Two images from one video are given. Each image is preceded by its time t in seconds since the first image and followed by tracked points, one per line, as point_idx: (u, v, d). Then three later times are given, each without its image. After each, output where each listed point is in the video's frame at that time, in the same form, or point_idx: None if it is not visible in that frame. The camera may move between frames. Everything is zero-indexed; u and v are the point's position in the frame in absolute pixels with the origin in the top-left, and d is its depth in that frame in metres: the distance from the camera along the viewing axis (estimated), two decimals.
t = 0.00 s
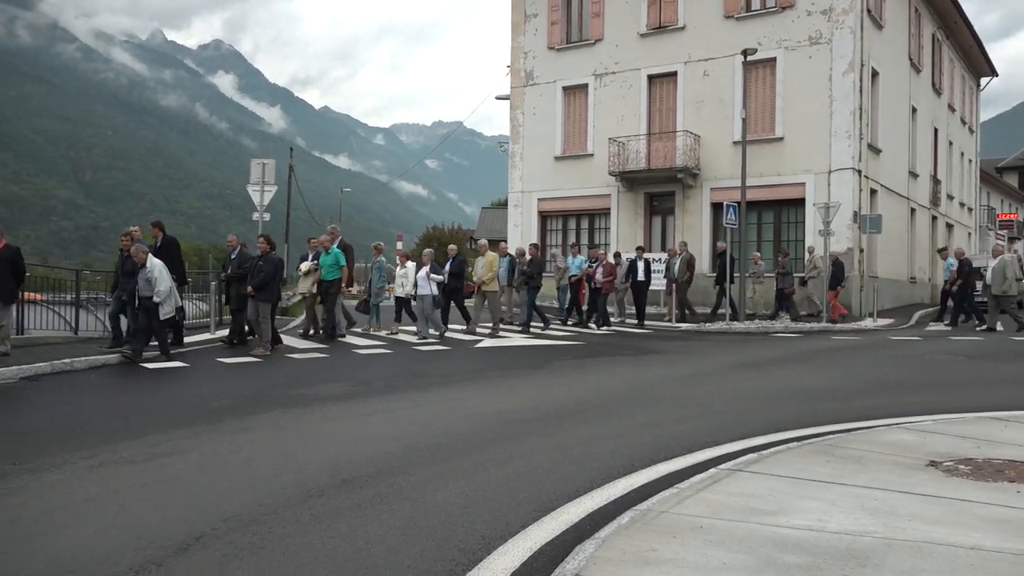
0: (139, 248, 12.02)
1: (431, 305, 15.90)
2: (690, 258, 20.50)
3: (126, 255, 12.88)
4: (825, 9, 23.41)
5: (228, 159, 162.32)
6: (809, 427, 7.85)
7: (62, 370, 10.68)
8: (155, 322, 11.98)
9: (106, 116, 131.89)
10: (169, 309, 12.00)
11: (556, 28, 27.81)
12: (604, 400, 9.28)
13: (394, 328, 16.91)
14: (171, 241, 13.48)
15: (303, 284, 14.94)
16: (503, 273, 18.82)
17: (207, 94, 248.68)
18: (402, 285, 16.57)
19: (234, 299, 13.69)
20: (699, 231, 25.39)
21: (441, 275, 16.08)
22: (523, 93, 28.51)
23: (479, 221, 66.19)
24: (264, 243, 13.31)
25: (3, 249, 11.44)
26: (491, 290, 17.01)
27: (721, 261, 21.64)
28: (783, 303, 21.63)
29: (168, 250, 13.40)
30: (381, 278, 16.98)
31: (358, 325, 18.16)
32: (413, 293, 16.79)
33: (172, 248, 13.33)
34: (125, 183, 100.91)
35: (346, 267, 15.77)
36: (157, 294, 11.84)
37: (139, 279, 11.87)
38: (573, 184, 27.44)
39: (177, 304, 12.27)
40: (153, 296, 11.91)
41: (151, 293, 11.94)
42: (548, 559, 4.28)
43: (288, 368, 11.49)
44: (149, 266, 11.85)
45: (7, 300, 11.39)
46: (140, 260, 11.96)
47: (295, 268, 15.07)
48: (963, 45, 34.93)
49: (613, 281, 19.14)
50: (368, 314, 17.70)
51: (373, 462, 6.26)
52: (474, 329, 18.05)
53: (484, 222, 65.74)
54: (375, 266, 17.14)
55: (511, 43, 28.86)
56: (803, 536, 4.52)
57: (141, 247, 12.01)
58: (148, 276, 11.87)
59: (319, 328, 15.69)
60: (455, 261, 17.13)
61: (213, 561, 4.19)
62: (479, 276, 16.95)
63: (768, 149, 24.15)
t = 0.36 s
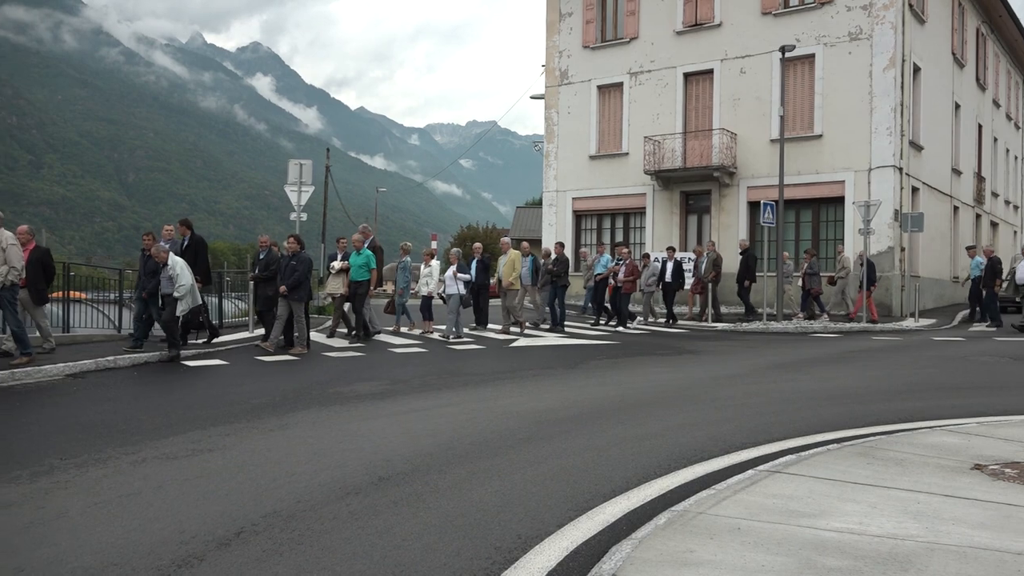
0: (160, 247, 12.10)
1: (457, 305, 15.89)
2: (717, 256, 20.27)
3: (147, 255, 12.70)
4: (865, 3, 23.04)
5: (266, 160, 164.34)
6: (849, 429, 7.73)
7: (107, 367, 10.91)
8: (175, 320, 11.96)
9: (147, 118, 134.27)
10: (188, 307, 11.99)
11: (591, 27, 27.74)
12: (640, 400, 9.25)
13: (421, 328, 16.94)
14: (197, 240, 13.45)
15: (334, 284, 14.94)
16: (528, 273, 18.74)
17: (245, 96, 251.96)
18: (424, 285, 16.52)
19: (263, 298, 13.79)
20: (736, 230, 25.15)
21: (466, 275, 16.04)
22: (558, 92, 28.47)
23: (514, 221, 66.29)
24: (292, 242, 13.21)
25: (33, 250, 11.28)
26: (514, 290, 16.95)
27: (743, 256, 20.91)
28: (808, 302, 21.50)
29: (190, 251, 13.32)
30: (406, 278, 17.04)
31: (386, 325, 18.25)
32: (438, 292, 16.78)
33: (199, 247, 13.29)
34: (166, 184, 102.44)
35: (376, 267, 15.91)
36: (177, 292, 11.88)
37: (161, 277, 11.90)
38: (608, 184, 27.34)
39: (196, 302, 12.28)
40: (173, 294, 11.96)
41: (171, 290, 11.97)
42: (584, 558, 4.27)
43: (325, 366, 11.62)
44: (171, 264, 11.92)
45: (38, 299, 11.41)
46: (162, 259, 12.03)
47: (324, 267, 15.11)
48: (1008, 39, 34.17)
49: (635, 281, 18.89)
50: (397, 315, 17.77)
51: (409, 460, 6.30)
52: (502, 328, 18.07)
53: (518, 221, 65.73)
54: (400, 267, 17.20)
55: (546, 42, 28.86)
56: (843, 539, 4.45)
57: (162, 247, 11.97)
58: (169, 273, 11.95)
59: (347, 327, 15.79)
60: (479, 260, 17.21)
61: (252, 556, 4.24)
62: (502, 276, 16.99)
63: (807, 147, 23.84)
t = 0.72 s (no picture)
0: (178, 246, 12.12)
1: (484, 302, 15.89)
2: (743, 255, 19.94)
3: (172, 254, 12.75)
4: None
5: (304, 159, 165.98)
6: (891, 429, 7.60)
7: (151, 363, 11.09)
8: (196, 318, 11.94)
9: (187, 118, 136.30)
10: (209, 305, 11.90)
11: (627, 23, 27.57)
12: (678, 397, 9.19)
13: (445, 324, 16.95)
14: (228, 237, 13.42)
15: (364, 280, 15.19)
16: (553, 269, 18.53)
17: (283, 95, 254.70)
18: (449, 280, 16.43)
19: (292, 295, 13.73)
20: (774, 227, 24.86)
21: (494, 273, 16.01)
22: (594, 89, 28.36)
23: (550, 218, 66.20)
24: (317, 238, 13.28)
25: (60, 246, 11.26)
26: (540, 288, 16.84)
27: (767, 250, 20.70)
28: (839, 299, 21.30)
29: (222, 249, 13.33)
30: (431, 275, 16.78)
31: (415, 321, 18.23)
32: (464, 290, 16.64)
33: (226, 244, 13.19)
34: (206, 182, 103.85)
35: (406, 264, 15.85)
36: (195, 290, 11.79)
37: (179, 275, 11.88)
38: (644, 180, 27.19)
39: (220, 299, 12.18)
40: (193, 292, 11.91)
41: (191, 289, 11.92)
42: (621, 556, 4.25)
43: (362, 363, 11.72)
44: (187, 262, 11.85)
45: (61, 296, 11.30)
46: (179, 258, 12.04)
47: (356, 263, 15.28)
48: None
49: (661, 278, 19.00)
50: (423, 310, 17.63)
51: (446, 456, 6.32)
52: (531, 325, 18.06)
53: (554, 217, 65.58)
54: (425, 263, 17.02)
55: (581, 38, 28.74)
56: (886, 540, 4.38)
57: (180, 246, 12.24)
58: (186, 272, 11.91)
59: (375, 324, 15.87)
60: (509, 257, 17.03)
61: (292, 550, 4.29)
62: (528, 275, 17.01)
63: (847, 141, 23.48)
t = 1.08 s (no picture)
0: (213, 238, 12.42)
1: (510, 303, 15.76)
2: (774, 255, 19.63)
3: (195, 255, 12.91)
4: None
5: (341, 161, 167.36)
6: (935, 433, 7.45)
7: (192, 362, 11.24)
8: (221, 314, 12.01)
9: (227, 121, 138.12)
10: (231, 299, 12.00)
11: (663, 22, 27.40)
12: (716, 399, 9.11)
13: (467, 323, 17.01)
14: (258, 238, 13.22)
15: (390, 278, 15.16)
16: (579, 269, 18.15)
17: (320, 98, 257.07)
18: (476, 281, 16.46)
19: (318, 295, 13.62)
20: (813, 227, 24.52)
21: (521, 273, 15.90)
22: (630, 88, 28.21)
23: (585, 218, 66.00)
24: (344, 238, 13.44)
25: (90, 246, 11.39)
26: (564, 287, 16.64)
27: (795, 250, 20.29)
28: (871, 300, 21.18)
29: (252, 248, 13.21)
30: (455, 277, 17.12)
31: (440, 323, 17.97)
32: (490, 289, 16.65)
33: (255, 245, 13.07)
34: (246, 183, 105.15)
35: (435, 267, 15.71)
36: (216, 287, 11.87)
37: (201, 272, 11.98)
38: (680, 180, 27.01)
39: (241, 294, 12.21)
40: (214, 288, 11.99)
41: (213, 285, 12.01)
42: (660, 560, 4.21)
43: (398, 363, 11.77)
44: (206, 259, 11.92)
45: (94, 296, 11.40)
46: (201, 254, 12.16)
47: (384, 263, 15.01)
48: None
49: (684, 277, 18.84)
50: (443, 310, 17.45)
51: (482, 456, 6.33)
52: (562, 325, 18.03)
53: (590, 218, 65.35)
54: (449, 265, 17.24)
55: (617, 38, 28.61)
56: (931, 546, 4.30)
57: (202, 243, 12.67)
58: (206, 269, 11.98)
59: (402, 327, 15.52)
60: (543, 257, 16.84)
61: (331, 548, 4.32)
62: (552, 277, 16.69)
63: (888, 140, 23.10)
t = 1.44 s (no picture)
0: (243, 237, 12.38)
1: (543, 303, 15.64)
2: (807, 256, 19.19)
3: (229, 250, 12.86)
4: None
5: (383, 162, 168.66)
6: (990, 437, 7.25)
7: (239, 361, 11.43)
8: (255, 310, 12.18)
9: (272, 123, 139.99)
10: (267, 297, 12.17)
11: (705, 20, 27.17)
12: (762, 401, 9.00)
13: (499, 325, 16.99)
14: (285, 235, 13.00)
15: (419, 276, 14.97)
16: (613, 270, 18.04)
17: (363, 100, 259.28)
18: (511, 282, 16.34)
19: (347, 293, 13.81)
20: (860, 226, 24.11)
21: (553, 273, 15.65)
22: (672, 88, 28.02)
23: (627, 218, 65.63)
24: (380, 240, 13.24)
25: (128, 247, 11.51)
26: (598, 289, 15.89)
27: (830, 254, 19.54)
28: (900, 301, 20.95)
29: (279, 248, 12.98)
30: (485, 277, 16.25)
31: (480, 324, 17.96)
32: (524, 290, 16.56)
33: (283, 245, 12.86)
34: (290, 184, 106.57)
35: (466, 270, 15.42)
36: (254, 284, 12.01)
37: (239, 267, 12.09)
38: (723, 180, 26.75)
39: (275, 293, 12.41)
40: (251, 284, 12.12)
41: (250, 281, 12.14)
42: (705, 562, 4.17)
43: (439, 362, 11.83)
44: (246, 255, 12.08)
45: (129, 296, 11.48)
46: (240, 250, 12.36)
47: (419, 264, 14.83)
48: None
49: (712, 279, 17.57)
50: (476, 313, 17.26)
51: (524, 457, 6.33)
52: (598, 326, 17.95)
53: (631, 218, 65.03)
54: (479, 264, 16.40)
55: (659, 37, 28.44)
56: (985, 554, 4.19)
57: (238, 238, 12.52)
58: (245, 264, 12.11)
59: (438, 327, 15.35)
60: (578, 257, 16.79)
61: (375, 546, 4.35)
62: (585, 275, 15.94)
63: (937, 138, 22.61)
